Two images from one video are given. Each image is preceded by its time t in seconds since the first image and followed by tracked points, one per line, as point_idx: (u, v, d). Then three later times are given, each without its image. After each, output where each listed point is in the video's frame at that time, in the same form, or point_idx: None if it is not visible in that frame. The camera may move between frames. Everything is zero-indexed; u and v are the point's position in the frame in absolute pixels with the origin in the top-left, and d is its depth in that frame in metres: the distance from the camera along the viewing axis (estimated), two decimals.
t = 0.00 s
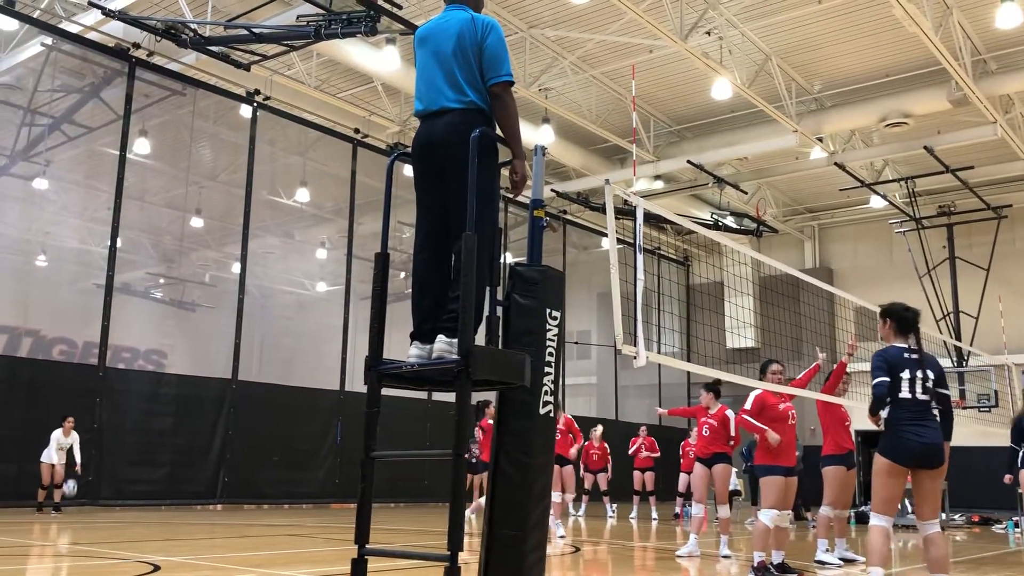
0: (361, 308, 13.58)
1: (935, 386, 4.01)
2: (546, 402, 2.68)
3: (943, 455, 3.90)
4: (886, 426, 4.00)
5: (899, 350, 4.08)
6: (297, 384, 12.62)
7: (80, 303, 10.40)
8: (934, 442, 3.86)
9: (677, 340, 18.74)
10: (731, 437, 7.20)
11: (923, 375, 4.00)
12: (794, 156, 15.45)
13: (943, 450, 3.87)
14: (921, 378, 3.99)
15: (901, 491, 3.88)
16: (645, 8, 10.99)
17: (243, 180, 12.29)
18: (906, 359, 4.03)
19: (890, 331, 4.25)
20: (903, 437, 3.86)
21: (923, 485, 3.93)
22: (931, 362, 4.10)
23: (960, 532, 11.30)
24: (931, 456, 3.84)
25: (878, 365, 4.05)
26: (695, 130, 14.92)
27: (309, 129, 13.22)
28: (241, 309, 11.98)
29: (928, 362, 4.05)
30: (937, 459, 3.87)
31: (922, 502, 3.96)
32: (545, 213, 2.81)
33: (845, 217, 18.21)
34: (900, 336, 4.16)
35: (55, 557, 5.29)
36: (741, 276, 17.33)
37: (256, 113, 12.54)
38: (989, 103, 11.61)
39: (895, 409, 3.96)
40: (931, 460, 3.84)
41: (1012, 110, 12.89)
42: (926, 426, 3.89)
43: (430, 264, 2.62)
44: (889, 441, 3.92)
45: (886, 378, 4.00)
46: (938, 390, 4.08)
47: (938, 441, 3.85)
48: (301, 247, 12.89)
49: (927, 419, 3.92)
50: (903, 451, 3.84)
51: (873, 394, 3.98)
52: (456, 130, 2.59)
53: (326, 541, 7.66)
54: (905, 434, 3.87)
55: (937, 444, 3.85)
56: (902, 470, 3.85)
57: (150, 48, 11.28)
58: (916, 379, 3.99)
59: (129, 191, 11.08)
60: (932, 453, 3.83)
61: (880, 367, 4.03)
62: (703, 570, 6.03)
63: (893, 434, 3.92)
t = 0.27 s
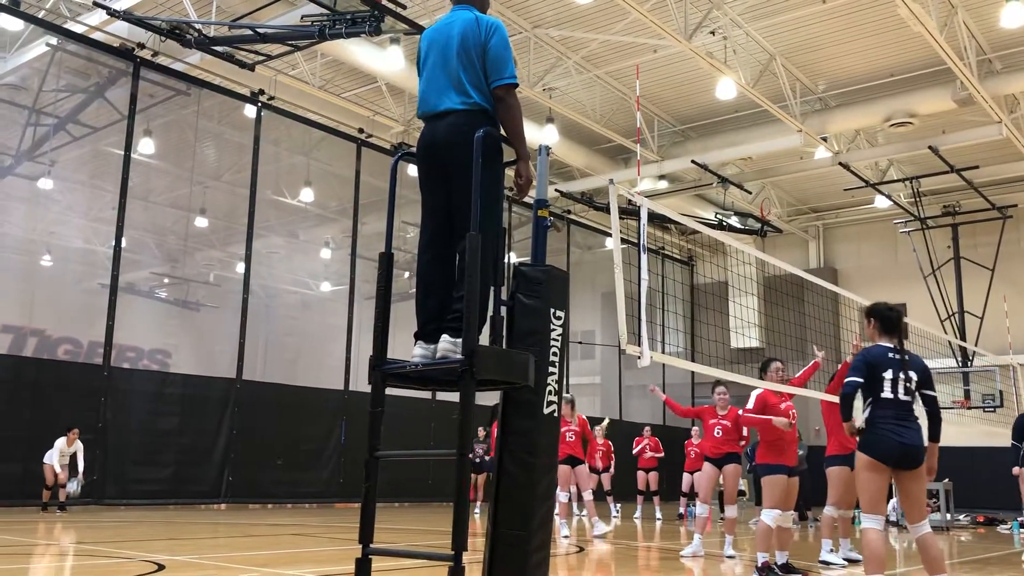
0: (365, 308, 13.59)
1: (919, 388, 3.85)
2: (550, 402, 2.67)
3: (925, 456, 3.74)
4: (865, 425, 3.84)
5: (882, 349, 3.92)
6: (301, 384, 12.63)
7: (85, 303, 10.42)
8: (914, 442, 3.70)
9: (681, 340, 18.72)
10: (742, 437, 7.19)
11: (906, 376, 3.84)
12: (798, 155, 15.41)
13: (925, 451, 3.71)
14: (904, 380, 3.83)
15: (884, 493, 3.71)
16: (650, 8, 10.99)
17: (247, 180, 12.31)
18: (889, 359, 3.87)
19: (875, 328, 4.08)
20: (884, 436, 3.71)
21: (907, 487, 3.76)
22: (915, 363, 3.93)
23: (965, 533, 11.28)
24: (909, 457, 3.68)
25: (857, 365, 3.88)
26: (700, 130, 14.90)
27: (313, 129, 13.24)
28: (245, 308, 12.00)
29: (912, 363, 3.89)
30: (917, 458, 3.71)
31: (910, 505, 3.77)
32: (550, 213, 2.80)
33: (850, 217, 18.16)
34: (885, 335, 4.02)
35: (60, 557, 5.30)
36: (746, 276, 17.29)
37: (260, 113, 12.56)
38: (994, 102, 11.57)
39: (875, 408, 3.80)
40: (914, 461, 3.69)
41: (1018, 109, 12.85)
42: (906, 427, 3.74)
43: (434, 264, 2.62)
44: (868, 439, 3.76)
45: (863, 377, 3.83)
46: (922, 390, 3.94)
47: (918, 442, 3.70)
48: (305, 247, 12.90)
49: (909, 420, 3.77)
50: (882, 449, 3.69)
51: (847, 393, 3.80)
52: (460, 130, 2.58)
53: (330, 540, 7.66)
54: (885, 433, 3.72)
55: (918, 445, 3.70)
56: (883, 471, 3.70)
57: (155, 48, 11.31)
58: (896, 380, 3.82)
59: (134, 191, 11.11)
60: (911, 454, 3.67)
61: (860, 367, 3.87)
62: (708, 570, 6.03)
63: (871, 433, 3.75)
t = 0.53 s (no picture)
0: (367, 306, 13.60)
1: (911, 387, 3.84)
2: (551, 401, 2.67)
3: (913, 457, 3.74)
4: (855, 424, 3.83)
5: (874, 349, 3.90)
6: (302, 383, 12.64)
7: (86, 301, 10.43)
8: (904, 443, 3.69)
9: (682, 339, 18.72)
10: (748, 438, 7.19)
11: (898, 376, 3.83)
12: (800, 155, 15.40)
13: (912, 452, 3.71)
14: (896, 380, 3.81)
15: (875, 491, 3.71)
16: (651, 7, 10.99)
17: (249, 178, 12.32)
18: (881, 358, 3.85)
19: (866, 328, 4.08)
20: (872, 435, 3.70)
21: (899, 488, 3.75)
22: (906, 361, 3.92)
23: (966, 532, 11.28)
24: (897, 457, 3.67)
25: (850, 366, 3.85)
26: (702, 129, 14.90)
27: (315, 127, 13.25)
28: (246, 307, 12.01)
29: (904, 362, 3.90)
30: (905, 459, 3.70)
31: (902, 507, 3.75)
32: (551, 212, 2.79)
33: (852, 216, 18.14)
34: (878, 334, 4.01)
35: (63, 555, 5.31)
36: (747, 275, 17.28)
37: (262, 112, 12.57)
38: (996, 102, 11.55)
39: (866, 408, 3.79)
40: (902, 460, 3.67)
41: (1019, 109, 12.84)
42: (896, 427, 3.73)
43: (435, 264, 2.62)
44: (856, 437, 3.75)
45: (856, 379, 3.83)
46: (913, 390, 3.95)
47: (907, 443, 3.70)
48: (307, 246, 12.91)
49: (898, 420, 3.76)
50: (871, 449, 3.68)
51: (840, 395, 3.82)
52: (461, 129, 2.58)
53: (331, 539, 7.67)
54: (873, 432, 3.70)
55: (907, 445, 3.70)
56: (872, 469, 3.70)
57: (157, 47, 11.31)
58: (888, 381, 3.81)
59: (135, 190, 11.12)
60: (898, 455, 3.67)
61: (852, 366, 3.85)
62: (710, 569, 6.04)
63: (860, 432, 3.74)
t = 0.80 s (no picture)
0: (368, 304, 13.61)
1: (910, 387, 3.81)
2: (552, 400, 2.67)
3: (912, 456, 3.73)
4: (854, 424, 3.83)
5: (873, 349, 3.89)
6: (303, 380, 12.65)
7: (87, 299, 10.44)
8: (903, 442, 3.69)
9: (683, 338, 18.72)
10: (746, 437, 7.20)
11: (897, 376, 3.81)
12: (802, 153, 15.38)
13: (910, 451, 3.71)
14: (895, 379, 3.80)
15: (874, 490, 3.72)
16: (653, 6, 10.98)
17: (250, 176, 12.32)
18: (879, 359, 3.84)
19: (866, 328, 4.06)
20: (870, 435, 3.70)
21: (900, 488, 3.74)
22: (905, 360, 3.89)
23: (966, 532, 11.27)
24: (894, 457, 3.67)
25: (850, 369, 3.84)
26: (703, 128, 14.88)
27: (315, 126, 13.25)
28: (247, 305, 12.01)
29: (904, 361, 3.85)
30: (904, 458, 3.69)
31: (903, 506, 3.75)
32: (552, 210, 2.79)
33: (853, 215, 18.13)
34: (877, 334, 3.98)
35: (63, 552, 5.32)
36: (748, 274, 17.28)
37: (264, 110, 12.57)
38: (998, 101, 11.53)
39: (864, 409, 3.79)
40: (899, 458, 3.67)
41: (1021, 108, 12.82)
42: (895, 427, 3.72)
43: (436, 262, 2.61)
44: (854, 437, 3.75)
45: (856, 383, 3.82)
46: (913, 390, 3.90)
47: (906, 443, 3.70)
48: (308, 244, 12.92)
49: (898, 420, 3.77)
50: (870, 449, 3.68)
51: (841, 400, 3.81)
52: (463, 127, 2.58)
53: (331, 537, 7.67)
54: (872, 432, 3.71)
55: (906, 445, 3.69)
56: (871, 469, 3.70)
57: (158, 44, 11.29)
58: (887, 381, 3.80)
59: (137, 187, 11.12)
60: (895, 454, 3.66)
61: (852, 369, 3.84)
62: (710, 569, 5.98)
63: (857, 433, 3.75)
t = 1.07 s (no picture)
0: (369, 302, 13.61)
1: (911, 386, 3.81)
2: (552, 397, 2.67)
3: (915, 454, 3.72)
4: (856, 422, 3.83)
5: (873, 348, 3.89)
6: (304, 378, 12.66)
7: (88, 296, 10.44)
8: (905, 440, 3.69)
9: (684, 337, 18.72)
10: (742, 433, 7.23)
11: (898, 374, 3.80)
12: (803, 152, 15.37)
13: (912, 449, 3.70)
14: (897, 378, 3.80)
15: (876, 489, 3.71)
16: (654, 4, 10.97)
17: (251, 174, 12.32)
18: (880, 358, 3.84)
19: (867, 327, 4.06)
20: (871, 433, 3.71)
21: (902, 487, 3.74)
22: (907, 358, 3.88)
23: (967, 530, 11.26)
24: (895, 455, 3.67)
25: (850, 369, 3.85)
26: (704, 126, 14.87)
27: (316, 123, 13.25)
28: (248, 303, 12.02)
29: (905, 360, 3.84)
30: (906, 456, 3.69)
31: (905, 504, 3.74)
32: (552, 209, 2.79)
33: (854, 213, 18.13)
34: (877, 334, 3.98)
35: (65, 549, 5.34)
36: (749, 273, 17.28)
37: (264, 107, 12.57)
38: (1000, 99, 11.52)
39: (865, 409, 3.80)
40: (902, 457, 3.67)
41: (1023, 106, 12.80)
42: (896, 426, 3.73)
43: (437, 260, 2.61)
44: (856, 436, 3.76)
45: (857, 383, 3.83)
46: (914, 388, 3.89)
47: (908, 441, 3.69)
48: (308, 241, 12.93)
49: (901, 418, 3.76)
50: (872, 447, 3.68)
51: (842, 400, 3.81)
52: (465, 125, 2.58)
53: (332, 534, 7.68)
54: (874, 431, 3.71)
55: (908, 443, 3.69)
56: (872, 467, 3.70)
57: (159, 42, 11.23)
58: (888, 380, 3.80)
59: (137, 185, 11.12)
60: (896, 452, 3.66)
61: (852, 369, 3.85)
62: (709, 567, 5.96)
63: (859, 432, 3.76)
